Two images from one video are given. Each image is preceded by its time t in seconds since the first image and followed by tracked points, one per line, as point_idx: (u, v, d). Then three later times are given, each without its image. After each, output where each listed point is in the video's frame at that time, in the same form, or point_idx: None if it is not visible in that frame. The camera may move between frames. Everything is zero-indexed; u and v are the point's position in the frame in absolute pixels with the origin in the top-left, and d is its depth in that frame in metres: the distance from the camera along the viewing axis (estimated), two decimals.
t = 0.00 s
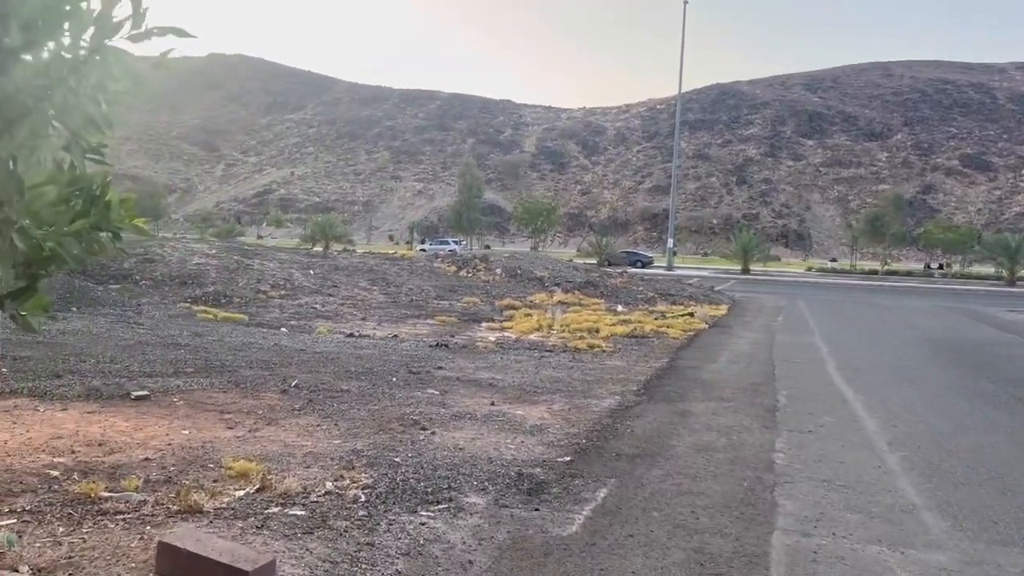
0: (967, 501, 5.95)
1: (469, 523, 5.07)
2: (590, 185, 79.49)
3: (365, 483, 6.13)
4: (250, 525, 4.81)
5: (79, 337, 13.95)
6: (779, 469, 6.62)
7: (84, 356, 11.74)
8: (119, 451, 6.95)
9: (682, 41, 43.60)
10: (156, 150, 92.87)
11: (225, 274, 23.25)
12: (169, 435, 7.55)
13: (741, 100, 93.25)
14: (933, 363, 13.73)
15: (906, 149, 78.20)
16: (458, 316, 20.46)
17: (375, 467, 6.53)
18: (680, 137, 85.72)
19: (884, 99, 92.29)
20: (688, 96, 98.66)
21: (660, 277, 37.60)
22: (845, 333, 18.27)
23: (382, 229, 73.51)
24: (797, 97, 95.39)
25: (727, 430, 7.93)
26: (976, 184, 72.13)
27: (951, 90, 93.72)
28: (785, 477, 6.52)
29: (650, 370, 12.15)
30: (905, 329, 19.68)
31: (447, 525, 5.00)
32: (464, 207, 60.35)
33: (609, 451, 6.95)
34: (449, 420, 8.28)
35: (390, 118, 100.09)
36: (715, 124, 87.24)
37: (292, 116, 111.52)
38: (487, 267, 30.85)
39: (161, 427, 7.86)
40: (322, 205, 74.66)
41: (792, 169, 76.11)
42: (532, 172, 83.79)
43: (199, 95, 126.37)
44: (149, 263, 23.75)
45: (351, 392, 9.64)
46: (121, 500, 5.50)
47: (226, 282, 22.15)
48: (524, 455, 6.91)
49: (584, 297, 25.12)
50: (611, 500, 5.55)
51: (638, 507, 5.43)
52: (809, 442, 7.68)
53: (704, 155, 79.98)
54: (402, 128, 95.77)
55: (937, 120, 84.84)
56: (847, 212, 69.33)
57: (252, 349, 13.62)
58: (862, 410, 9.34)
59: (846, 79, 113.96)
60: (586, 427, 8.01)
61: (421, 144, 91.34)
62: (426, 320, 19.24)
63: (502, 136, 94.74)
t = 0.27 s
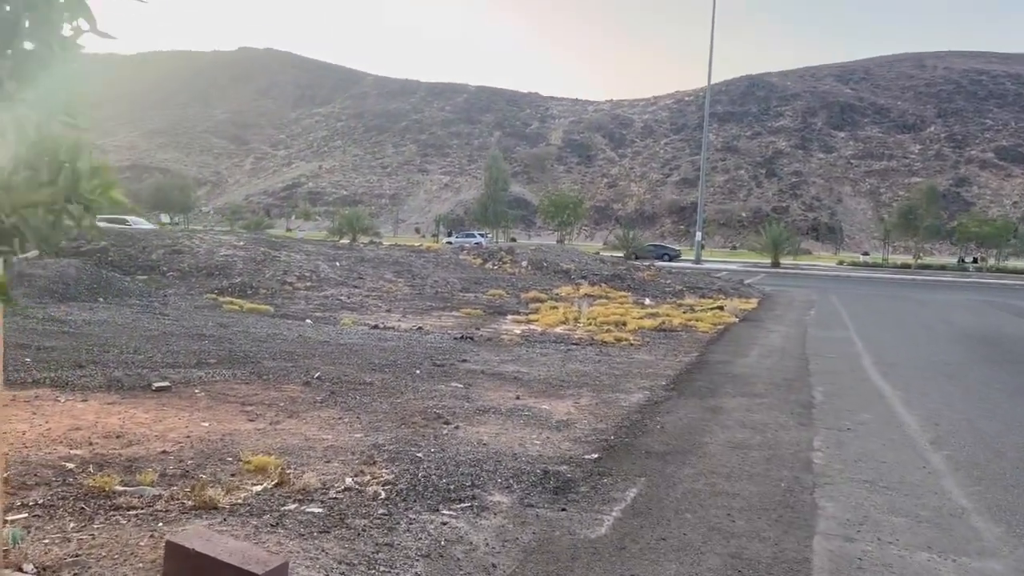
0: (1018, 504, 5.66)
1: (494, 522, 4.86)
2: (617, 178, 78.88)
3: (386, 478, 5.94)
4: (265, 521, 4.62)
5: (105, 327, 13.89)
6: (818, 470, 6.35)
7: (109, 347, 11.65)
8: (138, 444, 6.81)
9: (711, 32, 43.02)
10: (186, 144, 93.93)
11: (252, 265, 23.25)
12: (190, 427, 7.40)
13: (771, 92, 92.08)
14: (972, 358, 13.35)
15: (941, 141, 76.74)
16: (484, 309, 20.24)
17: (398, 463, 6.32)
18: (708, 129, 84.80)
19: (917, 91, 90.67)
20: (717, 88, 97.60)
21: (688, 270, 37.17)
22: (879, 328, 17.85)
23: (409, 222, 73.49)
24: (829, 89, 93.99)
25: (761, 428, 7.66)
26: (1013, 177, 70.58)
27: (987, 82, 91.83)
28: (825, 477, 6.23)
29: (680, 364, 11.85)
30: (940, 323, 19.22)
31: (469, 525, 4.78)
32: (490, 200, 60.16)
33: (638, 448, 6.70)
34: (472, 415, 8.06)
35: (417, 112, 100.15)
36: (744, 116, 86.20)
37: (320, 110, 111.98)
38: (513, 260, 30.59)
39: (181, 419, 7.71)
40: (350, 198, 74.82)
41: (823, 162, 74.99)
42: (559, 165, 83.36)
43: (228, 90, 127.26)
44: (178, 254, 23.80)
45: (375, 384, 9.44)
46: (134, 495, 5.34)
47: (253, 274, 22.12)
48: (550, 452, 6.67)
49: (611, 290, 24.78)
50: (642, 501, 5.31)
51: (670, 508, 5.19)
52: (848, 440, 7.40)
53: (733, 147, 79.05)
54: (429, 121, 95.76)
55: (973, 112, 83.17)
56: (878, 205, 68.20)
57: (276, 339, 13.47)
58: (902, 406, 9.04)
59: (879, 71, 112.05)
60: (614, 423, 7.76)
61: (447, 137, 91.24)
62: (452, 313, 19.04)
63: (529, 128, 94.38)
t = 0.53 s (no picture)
0: None
1: (514, 529, 4.59)
2: (641, 171, 78.21)
3: (401, 478, 5.68)
4: (272, 527, 4.39)
5: (124, 319, 13.81)
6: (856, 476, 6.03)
7: (126, 339, 11.54)
8: (147, 440, 6.61)
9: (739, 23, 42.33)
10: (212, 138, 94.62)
11: (274, 258, 23.15)
12: (202, 423, 7.19)
13: (799, 85, 90.87)
14: (1013, 357, 12.90)
15: (973, 135, 75.32)
16: (506, 303, 19.97)
17: (415, 462, 6.07)
18: (734, 122, 83.84)
19: (949, 84, 89.08)
20: (743, 81, 96.49)
21: (714, 264, 36.65)
22: (912, 325, 17.40)
23: (432, 216, 73.37)
24: (858, 82, 92.59)
25: (795, 430, 7.34)
26: None
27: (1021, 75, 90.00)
28: (863, 483, 5.90)
29: (708, 361, 11.52)
30: (974, 320, 18.74)
31: (487, 533, 4.51)
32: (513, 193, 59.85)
33: (665, 450, 6.40)
34: (492, 413, 7.80)
35: (441, 105, 100.04)
36: (771, 109, 85.13)
37: (344, 103, 112.25)
38: (536, 254, 30.28)
39: (194, 414, 7.52)
40: (374, 192, 74.88)
41: (852, 155, 73.87)
42: (583, 158, 82.83)
43: (254, 84, 127.94)
44: (200, 246, 23.75)
45: (393, 379, 9.21)
46: (139, 495, 5.14)
47: (274, 266, 22.00)
48: (572, 453, 6.38)
49: (635, 284, 24.39)
50: (671, 508, 5.03)
51: (701, 517, 4.90)
52: (887, 443, 7.08)
53: (760, 141, 78.08)
54: (453, 115, 95.60)
55: (1006, 105, 81.55)
56: (908, 199, 67.06)
57: (294, 332, 13.28)
58: (943, 407, 8.68)
59: (909, 64, 110.29)
60: (640, 423, 7.47)
61: (471, 130, 91.03)
62: (473, 307, 18.80)
63: (553, 122, 93.92)
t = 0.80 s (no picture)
0: None
1: (528, 542, 4.37)
2: (663, 165, 77.56)
3: (412, 484, 5.48)
4: (273, 538, 4.18)
5: (139, 313, 13.71)
6: (891, 485, 5.79)
7: (141, 334, 11.43)
8: (156, 440, 6.46)
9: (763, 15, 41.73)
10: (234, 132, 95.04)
11: (293, 251, 23.07)
12: (211, 423, 7.02)
13: (823, 79, 89.78)
14: None
15: (1001, 128, 74.02)
16: (525, 298, 19.74)
17: (429, 466, 5.86)
18: (757, 116, 82.94)
19: (977, 76, 87.62)
20: (767, 74, 95.40)
21: (736, 260, 36.20)
22: (941, 323, 17.02)
23: (452, 210, 73.24)
24: (883, 75, 91.29)
25: (824, 435, 7.08)
26: None
27: None
28: (898, 494, 5.62)
29: (732, 360, 11.25)
30: (1005, 318, 18.30)
31: (501, 545, 4.29)
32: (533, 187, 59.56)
33: (688, 456, 6.15)
34: (510, 414, 7.57)
35: (462, 99, 99.82)
36: (795, 102, 84.11)
37: (366, 97, 112.33)
38: (556, 248, 29.98)
39: (204, 412, 7.36)
40: (395, 185, 74.90)
41: (877, 149, 72.86)
42: (604, 152, 82.32)
43: (276, 77, 128.37)
44: (219, 240, 23.70)
45: (409, 378, 9.00)
46: (141, 500, 4.98)
47: (292, 260, 21.89)
48: (591, 457, 6.15)
49: (656, 280, 24.07)
50: (695, 521, 4.76)
51: (727, 530, 4.67)
52: (923, 450, 6.79)
53: (783, 134, 77.19)
54: (474, 109, 95.34)
55: None
56: (934, 194, 66.03)
57: (310, 328, 13.12)
58: (975, 412, 8.38)
59: (937, 56, 108.58)
60: (662, 426, 7.21)
61: (492, 124, 90.75)
62: (492, 302, 18.58)
63: (574, 116, 93.40)
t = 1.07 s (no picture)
0: None
1: (539, 552, 4.11)
2: (680, 160, 76.93)
3: (420, 486, 5.23)
4: (268, 548, 3.94)
5: (150, 306, 13.56)
6: (926, 491, 5.50)
7: (149, 327, 11.26)
8: (157, 437, 6.26)
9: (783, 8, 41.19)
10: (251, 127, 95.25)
11: (307, 245, 22.87)
12: (215, 419, 6.82)
13: (843, 73, 88.79)
14: None
15: None
16: (540, 293, 19.45)
17: (438, 467, 5.61)
18: (776, 110, 82.11)
19: (1000, 72, 86.38)
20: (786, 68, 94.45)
21: (754, 255, 35.76)
22: (966, 321, 16.60)
23: (468, 204, 72.97)
24: (904, 70, 90.18)
25: (851, 438, 6.78)
26: None
27: None
28: (932, 500, 5.31)
29: (753, 358, 10.93)
30: None
31: (510, 554, 4.03)
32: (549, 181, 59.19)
33: (709, 458, 5.86)
34: (523, 412, 7.30)
35: (479, 93, 99.56)
36: (814, 97, 83.22)
37: (383, 91, 112.35)
38: (571, 243, 29.66)
39: (208, 408, 7.14)
40: (411, 179, 74.75)
41: (897, 145, 71.95)
42: (621, 146, 81.78)
43: (294, 71, 128.66)
44: (233, 232, 23.59)
45: (419, 373, 8.75)
46: (135, 501, 4.76)
47: (306, 254, 21.68)
48: (608, 458, 5.89)
49: (674, 275, 23.71)
50: (718, 531, 4.48)
51: (751, 540, 4.41)
52: (957, 453, 6.48)
53: (802, 129, 76.38)
54: (491, 103, 95.07)
55: None
56: (956, 190, 65.13)
57: (322, 321, 12.90)
58: (1007, 413, 8.04)
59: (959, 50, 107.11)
60: (680, 426, 6.93)
61: (508, 119, 90.41)
62: (506, 297, 18.32)
63: (591, 110, 92.89)
